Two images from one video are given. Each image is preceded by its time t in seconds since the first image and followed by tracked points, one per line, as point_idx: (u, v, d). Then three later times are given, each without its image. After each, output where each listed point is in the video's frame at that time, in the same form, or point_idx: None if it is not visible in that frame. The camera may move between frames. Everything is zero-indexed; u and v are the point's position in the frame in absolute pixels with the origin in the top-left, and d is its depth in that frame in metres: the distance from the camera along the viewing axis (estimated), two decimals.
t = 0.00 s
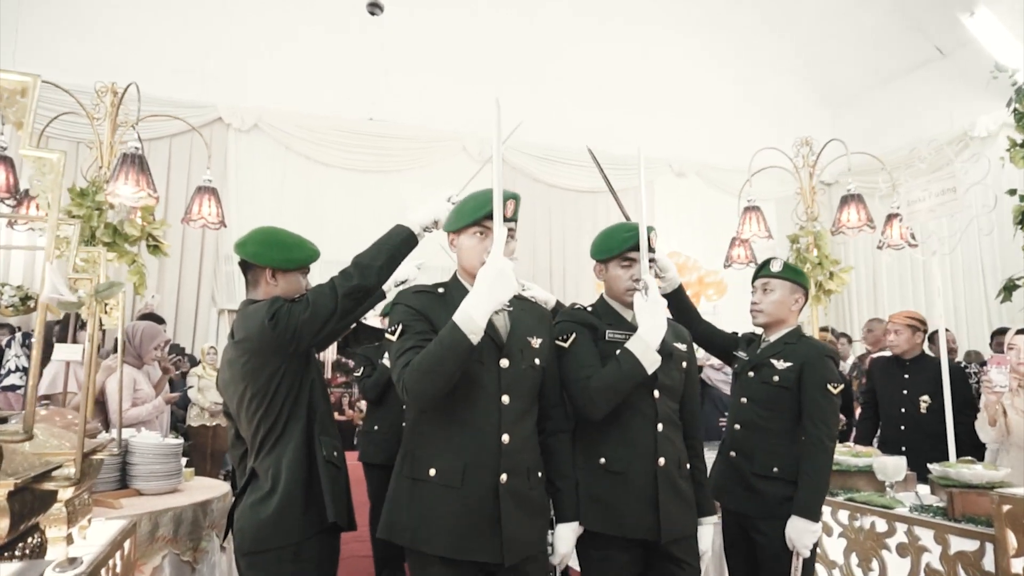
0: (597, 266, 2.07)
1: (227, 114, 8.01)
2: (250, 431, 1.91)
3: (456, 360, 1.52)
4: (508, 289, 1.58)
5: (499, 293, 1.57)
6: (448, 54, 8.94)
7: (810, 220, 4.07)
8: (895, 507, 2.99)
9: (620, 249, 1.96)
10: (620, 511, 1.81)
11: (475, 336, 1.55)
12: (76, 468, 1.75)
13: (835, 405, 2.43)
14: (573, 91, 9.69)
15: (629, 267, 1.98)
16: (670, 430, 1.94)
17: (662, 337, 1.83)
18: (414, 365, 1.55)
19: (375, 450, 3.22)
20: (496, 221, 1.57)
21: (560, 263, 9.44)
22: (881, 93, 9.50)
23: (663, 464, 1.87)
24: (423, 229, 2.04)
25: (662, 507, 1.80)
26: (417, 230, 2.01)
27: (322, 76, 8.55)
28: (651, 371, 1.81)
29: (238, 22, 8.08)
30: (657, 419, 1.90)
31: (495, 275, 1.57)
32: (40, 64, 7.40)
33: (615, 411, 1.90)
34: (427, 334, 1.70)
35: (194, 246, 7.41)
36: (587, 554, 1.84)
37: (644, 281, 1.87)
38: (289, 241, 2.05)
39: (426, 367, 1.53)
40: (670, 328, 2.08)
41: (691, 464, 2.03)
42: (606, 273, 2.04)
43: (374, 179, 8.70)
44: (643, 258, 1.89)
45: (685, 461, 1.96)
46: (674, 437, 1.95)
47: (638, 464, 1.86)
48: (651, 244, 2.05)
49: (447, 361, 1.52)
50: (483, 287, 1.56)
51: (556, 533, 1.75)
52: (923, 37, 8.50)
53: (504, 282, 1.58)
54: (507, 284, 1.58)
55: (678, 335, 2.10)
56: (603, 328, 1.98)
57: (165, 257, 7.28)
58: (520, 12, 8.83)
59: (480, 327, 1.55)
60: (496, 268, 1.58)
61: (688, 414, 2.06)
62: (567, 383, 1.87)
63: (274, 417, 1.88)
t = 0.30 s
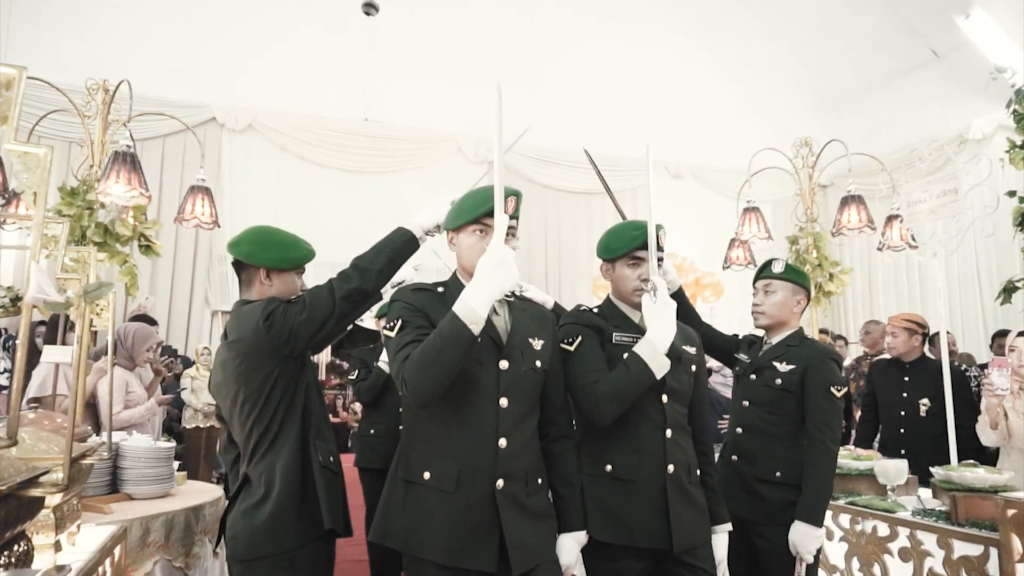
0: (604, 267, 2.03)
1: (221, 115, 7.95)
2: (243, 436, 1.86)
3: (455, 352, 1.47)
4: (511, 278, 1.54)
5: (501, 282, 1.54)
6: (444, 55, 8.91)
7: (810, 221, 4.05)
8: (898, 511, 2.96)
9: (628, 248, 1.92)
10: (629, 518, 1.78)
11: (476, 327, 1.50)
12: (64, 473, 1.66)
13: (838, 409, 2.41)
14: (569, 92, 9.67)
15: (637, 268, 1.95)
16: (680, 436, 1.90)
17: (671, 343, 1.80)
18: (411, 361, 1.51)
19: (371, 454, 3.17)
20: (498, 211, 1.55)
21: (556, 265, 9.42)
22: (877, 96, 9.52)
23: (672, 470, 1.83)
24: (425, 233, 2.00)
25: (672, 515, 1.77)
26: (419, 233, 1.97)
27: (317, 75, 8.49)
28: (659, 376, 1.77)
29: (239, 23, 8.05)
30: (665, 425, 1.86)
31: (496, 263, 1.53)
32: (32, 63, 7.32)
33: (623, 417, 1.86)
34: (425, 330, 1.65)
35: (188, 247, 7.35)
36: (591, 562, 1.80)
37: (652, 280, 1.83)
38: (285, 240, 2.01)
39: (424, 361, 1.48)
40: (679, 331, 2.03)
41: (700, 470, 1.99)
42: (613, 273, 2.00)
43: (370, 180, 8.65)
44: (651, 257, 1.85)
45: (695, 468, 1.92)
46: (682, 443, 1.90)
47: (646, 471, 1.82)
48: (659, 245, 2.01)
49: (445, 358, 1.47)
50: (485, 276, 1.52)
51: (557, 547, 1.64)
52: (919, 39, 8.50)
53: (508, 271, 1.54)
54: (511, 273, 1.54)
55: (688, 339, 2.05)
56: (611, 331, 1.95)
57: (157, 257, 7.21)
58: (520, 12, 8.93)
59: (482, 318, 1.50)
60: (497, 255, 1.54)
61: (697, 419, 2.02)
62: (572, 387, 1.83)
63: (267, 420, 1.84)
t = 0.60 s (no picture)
0: (605, 268, 2.00)
1: (214, 115, 7.89)
2: (237, 441, 1.82)
3: (455, 351, 1.43)
4: (511, 275, 1.51)
5: (501, 279, 1.50)
6: (439, 56, 8.87)
7: (808, 223, 4.03)
8: (899, 515, 2.93)
9: (630, 250, 1.89)
10: (631, 525, 1.74)
11: (477, 325, 1.47)
12: (54, 478, 1.63)
13: (840, 412, 2.40)
14: (564, 94, 9.64)
15: (639, 269, 1.91)
16: (683, 441, 1.87)
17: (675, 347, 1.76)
18: (410, 360, 1.47)
19: (367, 458, 3.12)
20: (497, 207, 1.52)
21: (551, 267, 9.40)
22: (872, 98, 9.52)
23: (674, 476, 1.79)
24: (426, 236, 1.97)
25: (677, 522, 1.74)
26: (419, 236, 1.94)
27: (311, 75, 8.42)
28: (663, 380, 1.74)
29: (240, 23, 7.99)
30: (668, 431, 1.83)
31: (494, 261, 1.50)
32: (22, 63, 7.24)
33: (625, 422, 1.83)
34: (424, 330, 1.61)
35: (180, 247, 7.28)
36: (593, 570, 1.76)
37: (654, 283, 1.80)
38: (280, 240, 1.97)
39: (423, 361, 1.43)
40: (682, 335, 1.99)
41: (703, 477, 1.96)
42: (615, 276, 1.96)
43: (364, 182, 8.60)
44: (654, 259, 1.82)
45: (698, 474, 1.89)
46: (686, 449, 1.87)
47: (649, 478, 1.78)
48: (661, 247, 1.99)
49: (445, 357, 1.43)
50: (486, 273, 1.49)
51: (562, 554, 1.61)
52: (912, 42, 8.53)
53: (510, 268, 1.51)
54: (512, 270, 1.51)
55: (691, 342, 2.03)
56: (612, 334, 1.91)
57: (149, 258, 7.14)
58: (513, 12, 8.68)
59: (482, 316, 1.47)
60: (497, 252, 1.51)
61: (699, 424, 2.00)
62: (574, 391, 1.79)
63: (261, 425, 1.79)
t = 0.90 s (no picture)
0: (609, 268, 1.98)
1: (207, 115, 7.84)
2: (232, 444, 1.78)
3: (457, 351, 1.41)
4: (513, 274, 1.48)
5: (504, 277, 1.47)
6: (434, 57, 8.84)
7: (807, 224, 4.02)
8: (899, 518, 2.91)
9: (634, 249, 1.87)
10: (635, 529, 1.71)
11: (479, 325, 1.44)
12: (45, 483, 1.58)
13: (843, 414, 2.39)
14: (560, 95, 9.62)
15: (643, 268, 1.89)
16: (686, 443, 1.84)
17: (679, 347, 1.74)
18: (412, 360, 1.44)
19: (361, 461, 3.08)
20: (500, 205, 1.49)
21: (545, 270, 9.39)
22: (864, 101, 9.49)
23: (678, 479, 1.77)
24: (427, 238, 1.94)
25: (681, 525, 1.71)
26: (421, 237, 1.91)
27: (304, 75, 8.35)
28: (666, 381, 1.72)
29: (239, 23, 7.93)
30: (671, 432, 1.81)
31: (496, 258, 1.47)
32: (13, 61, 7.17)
33: (628, 423, 1.80)
34: (424, 330, 1.58)
35: (173, 247, 7.22)
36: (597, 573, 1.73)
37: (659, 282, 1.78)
38: (274, 239, 1.93)
39: (425, 361, 1.40)
40: (687, 335, 1.97)
41: (706, 480, 1.94)
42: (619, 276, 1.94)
43: (359, 183, 8.56)
44: (659, 258, 1.80)
45: (702, 477, 1.86)
46: (689, 451, 1.85)
47: (653, 481, 1.76)
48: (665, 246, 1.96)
49: (447, 357, 1.40)
50: (488, 272, 1.46)
51: (563, 559, 1.57)
52: (906, 45, 8.53)
53: (513, 266, 1.48)
54: (515, 268, 1.48)
55: (694, 343, 2.00)
56: (616, 334, 1.89)
57: (142, 258, 7.09)
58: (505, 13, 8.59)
59: (485, 315, 1.45)
60: (499, 249, 1.48)
61: (703, 426, 1.98)
62: (577, 393, 1.77)
63: (258, 428, 1.76)
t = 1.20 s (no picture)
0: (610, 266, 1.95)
1: (200, 115, 7.76)
2: (226, 446, 1.75)
3: (458, 350, 1.38)
4: (516, 271, 1.45)
5: (507, 274, 1.44)
6: (429, 57, 8.80)
7: (804, 225, 4.01)
8: (899, 519, 2.89)
9: (636, 247, 1.84)
10: (638, 531, 1.69)
11: (482, 324, 1.41)
12: (34, 486, 1.56)
13: (843, 415, 2.37)
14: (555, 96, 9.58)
15: (645, 268, 1.86)
16: (689, 443, 1.82)
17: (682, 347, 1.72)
18: (412, 360, 1.41)
19: (354, 462, 3.08)
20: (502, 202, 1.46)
21: (540, 272, 9.38)
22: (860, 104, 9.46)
23: (682, 480, 1.74)
24: (427, 239, 1.90)
25: (685, 527, 1.69)
26: (421, 238, 1.87)
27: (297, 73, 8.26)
28: (670, 381, 1.69)
29: (238, 22, 7.96)
30: (674, 433, 1.78)
31: (499, 256, 1.44)
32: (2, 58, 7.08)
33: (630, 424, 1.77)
34: (424, 330, 1.55)
35: (166, 247, 7.15)
36: None
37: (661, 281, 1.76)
38: (269, 236, 1.90)
39: (426, 361, 1.38)
40: (689, 334, 1.95)
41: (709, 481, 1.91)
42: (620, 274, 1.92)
43: (353, 184, 8.48)
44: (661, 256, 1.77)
45: (705, 478, 1.84)
46: (692, 452, 1.82)
47: (656, 482, 1.73)
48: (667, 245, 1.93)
49: (448, 357, 1.37)
50: (491, 269, 1.43)
51: (565, 562, 1.54)
52: (900, 47, 8.46)
53: (516, 263, 1.45)
54: (518, 265, 1.45)
55: (697, 342, 1.98)
56: (618, 334, 1.86)
57: (134, 258, 7.03)
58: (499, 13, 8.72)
59: (488, 314, 1.42)
60: (501, 246, 1.45)
61: (706, 426, 1.94)
62: (579, 393, 1.74)
63: (252, 430, 1.72)
